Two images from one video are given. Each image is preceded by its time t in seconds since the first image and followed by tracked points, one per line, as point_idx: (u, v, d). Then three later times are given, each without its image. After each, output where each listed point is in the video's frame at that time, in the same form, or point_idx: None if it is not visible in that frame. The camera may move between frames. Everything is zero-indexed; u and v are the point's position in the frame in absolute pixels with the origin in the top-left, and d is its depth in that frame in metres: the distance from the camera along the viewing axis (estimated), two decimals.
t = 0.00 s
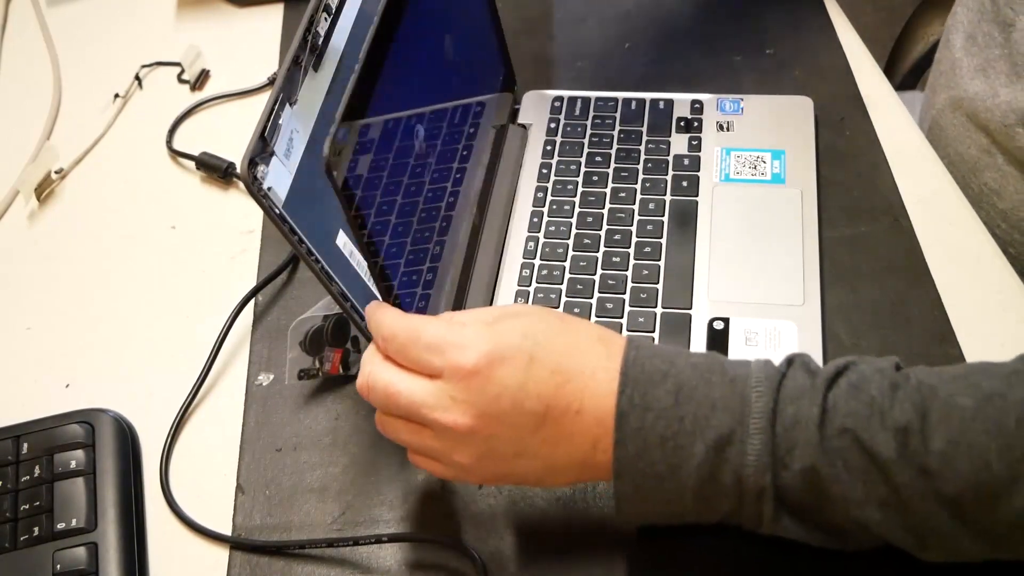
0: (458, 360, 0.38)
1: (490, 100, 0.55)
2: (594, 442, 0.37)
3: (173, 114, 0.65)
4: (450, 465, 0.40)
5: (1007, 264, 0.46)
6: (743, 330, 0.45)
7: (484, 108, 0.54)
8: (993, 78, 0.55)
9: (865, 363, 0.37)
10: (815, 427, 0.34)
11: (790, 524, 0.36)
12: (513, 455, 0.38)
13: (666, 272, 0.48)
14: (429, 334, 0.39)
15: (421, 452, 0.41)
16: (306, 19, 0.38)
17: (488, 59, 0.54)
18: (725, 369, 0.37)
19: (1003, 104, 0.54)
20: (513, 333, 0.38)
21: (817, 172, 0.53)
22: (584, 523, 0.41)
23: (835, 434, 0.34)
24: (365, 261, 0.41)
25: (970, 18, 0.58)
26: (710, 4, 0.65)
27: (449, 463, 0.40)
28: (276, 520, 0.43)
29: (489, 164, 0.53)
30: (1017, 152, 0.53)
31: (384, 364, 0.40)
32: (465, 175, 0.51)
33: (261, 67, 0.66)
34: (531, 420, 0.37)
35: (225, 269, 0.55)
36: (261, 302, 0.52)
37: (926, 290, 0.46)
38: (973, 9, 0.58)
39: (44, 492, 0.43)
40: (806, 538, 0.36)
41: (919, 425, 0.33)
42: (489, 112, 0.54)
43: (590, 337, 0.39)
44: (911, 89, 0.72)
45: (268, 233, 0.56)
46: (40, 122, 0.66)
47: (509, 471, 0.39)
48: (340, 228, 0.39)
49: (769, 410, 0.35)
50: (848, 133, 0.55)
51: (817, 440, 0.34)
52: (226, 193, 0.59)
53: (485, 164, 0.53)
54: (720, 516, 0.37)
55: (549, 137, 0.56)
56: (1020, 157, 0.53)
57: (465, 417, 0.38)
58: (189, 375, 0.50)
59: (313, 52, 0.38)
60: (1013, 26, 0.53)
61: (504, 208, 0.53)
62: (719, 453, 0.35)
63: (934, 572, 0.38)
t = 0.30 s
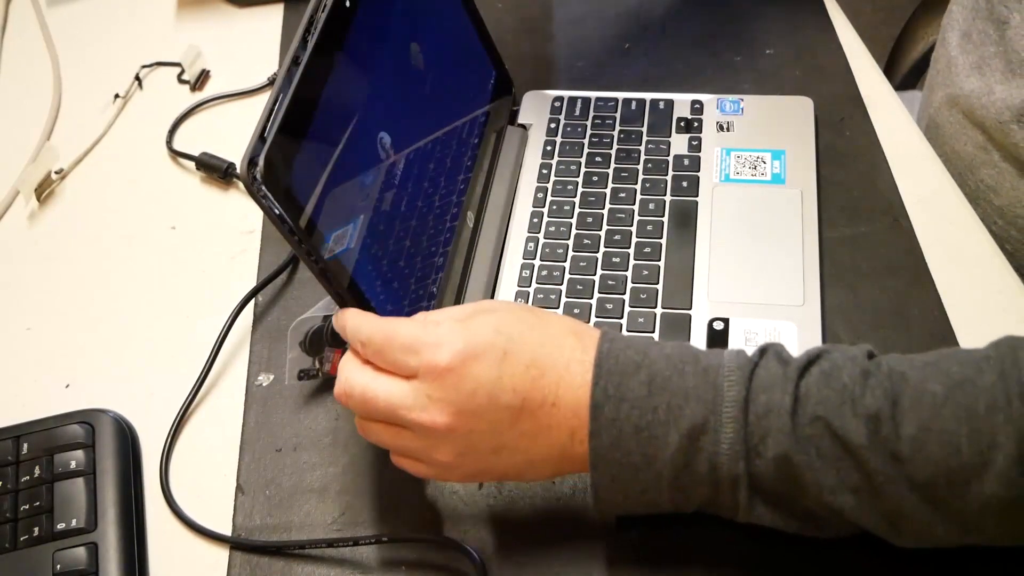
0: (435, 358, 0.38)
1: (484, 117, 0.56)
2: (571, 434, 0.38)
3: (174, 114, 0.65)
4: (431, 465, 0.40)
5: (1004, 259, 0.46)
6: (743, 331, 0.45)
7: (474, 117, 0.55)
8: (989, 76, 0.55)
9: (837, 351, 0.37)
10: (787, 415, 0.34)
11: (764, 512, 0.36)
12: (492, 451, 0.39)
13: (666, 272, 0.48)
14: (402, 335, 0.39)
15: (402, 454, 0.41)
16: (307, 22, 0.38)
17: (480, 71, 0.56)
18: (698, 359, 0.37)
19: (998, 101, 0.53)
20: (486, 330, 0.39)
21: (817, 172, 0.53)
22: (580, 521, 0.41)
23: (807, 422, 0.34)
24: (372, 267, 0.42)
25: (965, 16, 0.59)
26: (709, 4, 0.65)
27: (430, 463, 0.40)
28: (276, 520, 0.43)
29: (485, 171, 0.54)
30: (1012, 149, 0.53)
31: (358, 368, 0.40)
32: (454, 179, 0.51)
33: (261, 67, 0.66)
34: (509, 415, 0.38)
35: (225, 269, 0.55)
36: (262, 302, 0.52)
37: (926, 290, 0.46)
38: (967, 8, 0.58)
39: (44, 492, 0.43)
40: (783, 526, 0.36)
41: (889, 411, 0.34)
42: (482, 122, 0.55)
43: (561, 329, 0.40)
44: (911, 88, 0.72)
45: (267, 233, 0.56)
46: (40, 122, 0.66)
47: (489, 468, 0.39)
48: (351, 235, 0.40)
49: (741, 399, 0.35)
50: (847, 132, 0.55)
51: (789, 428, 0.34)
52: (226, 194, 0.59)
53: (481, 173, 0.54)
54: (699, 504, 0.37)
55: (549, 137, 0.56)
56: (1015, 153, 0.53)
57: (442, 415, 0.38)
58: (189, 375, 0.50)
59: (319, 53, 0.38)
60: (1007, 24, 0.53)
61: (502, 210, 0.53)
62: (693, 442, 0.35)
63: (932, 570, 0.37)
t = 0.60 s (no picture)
0: (422, 354, 0.38)
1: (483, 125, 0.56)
2: (562, 426, 0.37)
3: (174, 114, 0.65)
4: (425, 462, 0.40)
5: (1001, 255, 0.47)
6: (743, 330, 0.45)
7: (474, 123, 0.55)
8: (989, 73, 0.55)
9: (824, 343, 0.37)
10: (775, 405, 0.34)
11: (753, 503, 0.36)
12: (484, 446, 0.39)
13: (666, 272, 0.48)
14: (390, 332, 0.39)
15: (396, 453, 0.41)
16: (296, 25, 0.38)
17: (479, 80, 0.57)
18: (686, 349, 0.37)
19: (999, 98, 0.53)
20: (473, 324, 0.39)
21: (816, 172, 0.53)
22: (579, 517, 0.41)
23: (795, 412, 0.34)
24: (371, 268, 0.42)
25: (964, 13, 0.58)
26: (709, 4, 0.65)
27: (423, 460, 0.40)
28: (276, 520, 0.43)
29: (485, 172, 0.54)
30: (1013, 146, 0.53)
31: (350, 370, 0.41)
32: (452, 181, 0.52)
33: (261, 67, 0.66)
34: (500, 409, 0.38)
35: (225, 269, 0.55)
36: (262, 302, 0.52)
37: (926, 290, 0.46)
38: (967, 5, 0.58)
39: (44, 492, 0.43)
40: (772, 517, 0.36)
41: (878, 401, 0.34)
42: (481, 126, 0.56)
43: (549, 323, 0.40)
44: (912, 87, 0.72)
45: (267, 233, 0.56)
46: (41, 122, 0.66)
47: (483, 464, 0.39)
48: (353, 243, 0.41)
49: (729, 390, 0.35)
50: (847, 132, 0.55)
51: (777, 418, 0.34)
52: (226, 194, 0.59)
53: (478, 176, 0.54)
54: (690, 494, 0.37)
55: (549, 138, 0.56)
56: (1016, 151, 0.53)
57: (432, 412, 0.38)
58: (189, 375, 0.50)
59: (304, 55, 0.38)
60: (1007, 22, 0.53)
61: (501, 208, 0.53)
62: (682, 432, 0.35)
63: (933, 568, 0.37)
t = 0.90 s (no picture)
0: (438, 353, 0.38)
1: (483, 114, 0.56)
2: (576, 427, 0.37)
3: (174, 114, 0.65)
4: (437, 462, 0.40)
5: (1002, 256, 0.47)
6: (743, 330, 0.45)
7: (476, 117, 0.55)
8: (991, 71, 0.55)
9: (840, 347, 0.37)
10: (791, 408, 0.34)
11: (769, 506, 0.36)
12: (498, 446, 0.39)
13: (666, 272, 0.48)
14: (404, 331, 0.39)
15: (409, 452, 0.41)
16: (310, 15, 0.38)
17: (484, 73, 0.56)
18: (702, 352, 0.37)
19: (1001, 97, 0.53)
20: (488, 323, 0.39)
21: (817, 172, 0.53)
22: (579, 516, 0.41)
23: (812, 416, 0.34)
24: (368, 265, 0.42)
25: (965, 12, 0.58)
26: (709, 4, 0.66)
27: (437, 460, 0.40)
28: (276, 520, 0.43)
29: (485, 170, 0.54)
30: (1015, 145, 0.53)
31: (364, 368, 0.41)
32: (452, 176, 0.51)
33: (261, 67, 0.66)
34: (516, 408, 0.38)
35: (225, 269, 0.55)
36: (262, 302, 0.52)
37: (926, 290, 0.46)
38: (968, 3, 0.58)
39: (44, 492, 0.43)
40: (786, 520, 0.36)
41: (894, 406, 0.34)
42: (482, 123, 0.55)
43: (563, 323, 0.40)
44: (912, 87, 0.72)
45: (267, 233, 0.56)
46: (41, 122, 0.66)
47: (496, 464, 0.39)
48: (347, 234, 0.40)
49: (744, 393, 0.35)
50: (847, 132, 0.55)
51: (793, 422, 0.34)
52: (226, 194, 0.59)
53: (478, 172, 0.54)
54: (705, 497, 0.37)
55: (548, 138, 0.56)
56: (1017, 148, 0.53)
57: (447, 411, 0.38)
58: (189, 375, 0.50)
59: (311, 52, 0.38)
60: (1008, 19, 0.53)
61: (501, 208, 0.53)
62: (697, 435, 0.35)
63: (934, 569, 0.37)
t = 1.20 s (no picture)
0: (560, 343, 0.38)
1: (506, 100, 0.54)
2: (675, 427, 0.38)
3: (174, 114, 0.65)
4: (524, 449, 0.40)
5: (1000, 253, 0.47)
6: (745, 330, 0.46)
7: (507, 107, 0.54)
8: (981, 80, 0.55)
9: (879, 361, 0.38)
10: (890, 427, 0.35)
11: (857, 523, 0.36)
12: (597, 437, 0.39)
13: (667, 272, 0.48)
14: (531, 319, 0.38)
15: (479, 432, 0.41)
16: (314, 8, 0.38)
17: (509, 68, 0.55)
18: (804, 362, 0.38)
19: (991, 106, 0.54)
20: (616, 315, 0.38)
21: (817, 172, 0.53)
22: (576, 514, 0.41)
23: (908, 434, 0.35)
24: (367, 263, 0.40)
25: (961, 20, 0.59)
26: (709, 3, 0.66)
27: (526, 446, 0.40)
28: (276, 520, 0.43)
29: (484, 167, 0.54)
30: (1006, 153, 0.53)
31: (456, 350, 0.40)
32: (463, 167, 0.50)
33: (260, 67, 0.66)
34: (615, 402, 0.38)
35: (226, 269, 0.55)
36: (262, 302, 0.52)
37: (926, 289, 0.46)
38: (963, 11, 0.58)
39: (44, 492, 0.43)
40: (867, 537, 0.36)
41: (992, 430, 0.34)
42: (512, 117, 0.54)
43: (674, 323, 0.40)
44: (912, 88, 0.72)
45: (268, 233, 0.56)
46: (41, 121, 0.66)
47: (586, 454, 0.39)
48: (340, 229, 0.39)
49: (847, 406, 0.35)
50: (848, 132, 0.55)
51: (890, 439, 0.35)
52: (226, 194, 0.59)
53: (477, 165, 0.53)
54: (751, 506, 0.37)
55: (548, 138, 0.56)
56: (1011, 160, 0.53)
57: (559, 399, 0.38)
58: (189, 375, 0.50)
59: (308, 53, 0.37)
60: (995, 28, 0.54)
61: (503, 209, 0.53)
62: (793, 446, 0.36)
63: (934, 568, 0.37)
